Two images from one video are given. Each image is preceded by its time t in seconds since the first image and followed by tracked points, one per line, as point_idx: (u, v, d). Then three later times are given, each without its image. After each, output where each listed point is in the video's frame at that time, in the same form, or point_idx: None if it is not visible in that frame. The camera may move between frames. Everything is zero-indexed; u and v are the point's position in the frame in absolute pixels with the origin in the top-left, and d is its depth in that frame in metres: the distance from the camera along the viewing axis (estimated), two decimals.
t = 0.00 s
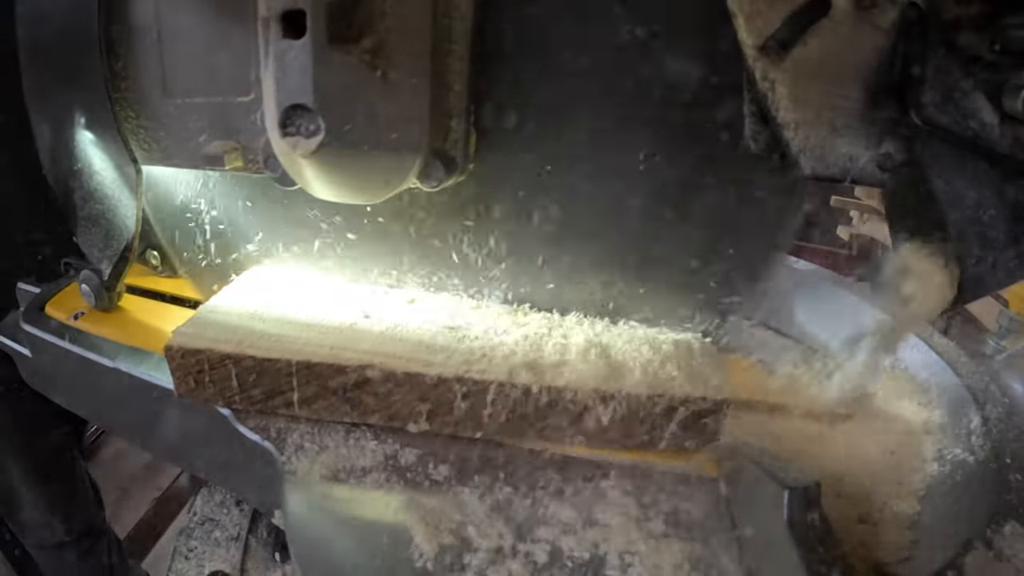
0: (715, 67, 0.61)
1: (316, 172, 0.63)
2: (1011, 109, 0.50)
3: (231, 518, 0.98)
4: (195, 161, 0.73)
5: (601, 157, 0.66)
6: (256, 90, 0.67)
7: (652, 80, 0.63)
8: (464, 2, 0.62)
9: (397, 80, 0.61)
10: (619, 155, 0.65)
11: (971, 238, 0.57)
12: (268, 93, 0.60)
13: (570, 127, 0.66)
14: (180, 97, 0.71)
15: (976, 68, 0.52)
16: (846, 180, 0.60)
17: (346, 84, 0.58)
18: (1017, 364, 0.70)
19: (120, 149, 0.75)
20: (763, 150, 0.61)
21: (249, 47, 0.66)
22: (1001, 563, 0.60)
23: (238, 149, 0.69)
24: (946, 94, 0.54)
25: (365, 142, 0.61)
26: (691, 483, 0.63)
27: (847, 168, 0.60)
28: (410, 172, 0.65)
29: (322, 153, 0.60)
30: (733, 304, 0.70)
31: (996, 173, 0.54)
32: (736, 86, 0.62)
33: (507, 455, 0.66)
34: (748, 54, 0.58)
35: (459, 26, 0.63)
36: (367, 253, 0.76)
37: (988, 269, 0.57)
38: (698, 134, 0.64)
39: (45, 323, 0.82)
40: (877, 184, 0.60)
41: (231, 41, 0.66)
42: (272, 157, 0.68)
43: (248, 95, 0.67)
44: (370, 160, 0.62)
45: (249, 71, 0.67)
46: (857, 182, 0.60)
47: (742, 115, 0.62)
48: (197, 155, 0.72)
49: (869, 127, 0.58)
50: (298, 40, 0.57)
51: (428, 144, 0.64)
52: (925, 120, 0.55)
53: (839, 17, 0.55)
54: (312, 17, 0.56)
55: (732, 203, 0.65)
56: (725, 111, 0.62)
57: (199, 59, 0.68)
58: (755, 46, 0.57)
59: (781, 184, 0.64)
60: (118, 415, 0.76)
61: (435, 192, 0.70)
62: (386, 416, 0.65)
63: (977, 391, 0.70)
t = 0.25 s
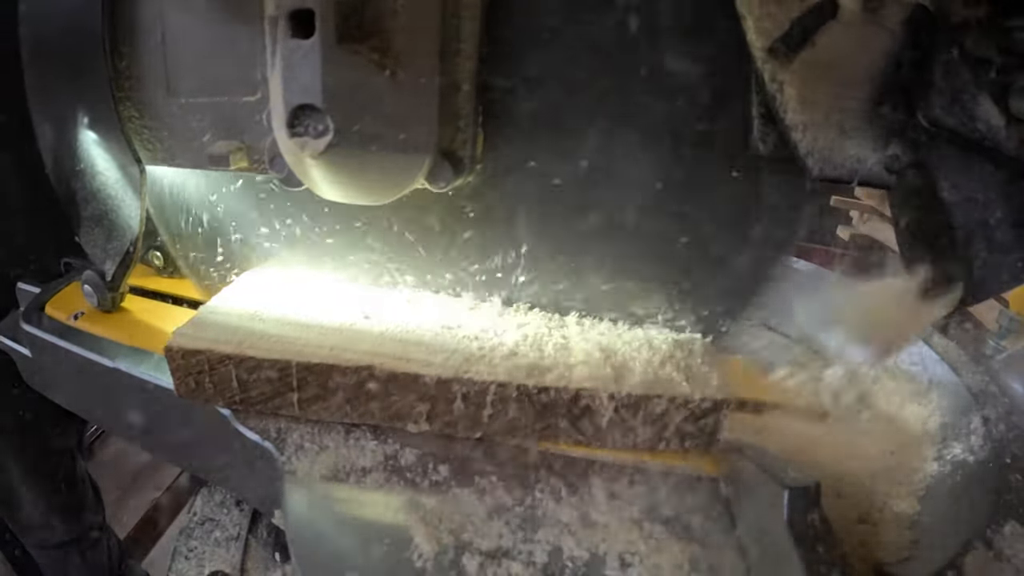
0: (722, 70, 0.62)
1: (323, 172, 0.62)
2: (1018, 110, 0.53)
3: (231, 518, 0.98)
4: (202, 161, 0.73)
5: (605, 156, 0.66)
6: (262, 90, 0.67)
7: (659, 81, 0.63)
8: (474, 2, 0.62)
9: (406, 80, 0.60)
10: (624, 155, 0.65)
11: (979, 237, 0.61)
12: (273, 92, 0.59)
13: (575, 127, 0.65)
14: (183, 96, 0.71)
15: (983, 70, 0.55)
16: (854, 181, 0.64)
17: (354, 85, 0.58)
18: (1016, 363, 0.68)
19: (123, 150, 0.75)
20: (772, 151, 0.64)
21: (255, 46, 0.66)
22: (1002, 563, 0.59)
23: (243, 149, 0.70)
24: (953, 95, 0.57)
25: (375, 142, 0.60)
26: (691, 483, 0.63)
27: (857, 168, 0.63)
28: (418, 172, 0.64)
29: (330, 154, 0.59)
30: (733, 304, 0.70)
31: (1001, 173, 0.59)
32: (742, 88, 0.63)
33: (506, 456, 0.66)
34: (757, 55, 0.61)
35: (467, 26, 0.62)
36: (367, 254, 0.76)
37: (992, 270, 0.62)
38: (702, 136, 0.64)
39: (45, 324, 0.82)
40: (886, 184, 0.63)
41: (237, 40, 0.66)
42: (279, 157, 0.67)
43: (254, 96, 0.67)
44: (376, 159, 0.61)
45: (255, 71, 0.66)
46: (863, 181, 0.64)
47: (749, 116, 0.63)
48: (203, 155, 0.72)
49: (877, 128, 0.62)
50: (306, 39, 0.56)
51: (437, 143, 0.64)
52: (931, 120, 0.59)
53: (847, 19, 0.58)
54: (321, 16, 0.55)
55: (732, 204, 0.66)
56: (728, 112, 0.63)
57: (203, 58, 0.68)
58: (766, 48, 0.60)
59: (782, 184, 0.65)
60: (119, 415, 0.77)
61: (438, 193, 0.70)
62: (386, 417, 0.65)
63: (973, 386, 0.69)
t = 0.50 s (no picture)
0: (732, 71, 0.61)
1: (330, 171, 0.62)
2: None
3: (231, 518, 0.98)
4: (206, 161, 0.72)
5: (609, 157, 0.65)
6: (267, 90, 0.67)
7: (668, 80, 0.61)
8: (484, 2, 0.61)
9: (416, 80, 0.60)
10: (630, 156, 0.64)
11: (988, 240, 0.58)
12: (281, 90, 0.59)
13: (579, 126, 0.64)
14: (188, 96, 0.71)
15: (989, 72, 0.52)
16: (862, 183, 0.61)
17: (365, 85, 0.58)
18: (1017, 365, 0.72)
19: (128, 150, 0.75)
20: (782, 154, 0.62)
21: (261, 46, 0.66)
22: (1002, 563, 0.58)
23: (249, 149, 0.69)
24: (961, 98, 0.54)
25: (385, 143, 0.60)
26: (691, 483, 0.63)
27: (864, 170, 0.61)
28: (427, 172, 0.64)
29: (338, 154, 0.59)
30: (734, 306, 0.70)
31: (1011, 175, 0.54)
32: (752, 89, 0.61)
33: (507, 456, 0.66)
34: (767, 56, 0.58)
35: (478, 27, 0.61)
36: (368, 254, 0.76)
37: (1002, 270, 0.58)
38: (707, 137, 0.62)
39: (45, 324, 0.82)
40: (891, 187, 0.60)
41: (244, 39, 0.66)
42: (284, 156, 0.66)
43: (259, 95, 0.67)
44: (387, 160, 0.61)
45: (260, 71, 0.66)
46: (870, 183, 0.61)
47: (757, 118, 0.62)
48: (208, 155, 0.71)
49: (886, 130, 0.59)
50: (316, 39, 0.56)
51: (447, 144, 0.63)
52: (940, 124, 0.56)
53: (858, 19, 0.55)
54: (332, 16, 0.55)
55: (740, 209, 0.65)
56: (736, 114, 0.62)
57: (209, 57, 0.68)
58: (775, 49, 0.57)
59: (796, 183, 0.63)
60: (120, 415, 0.77)
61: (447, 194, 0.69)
62: (386, 417, 0.65)
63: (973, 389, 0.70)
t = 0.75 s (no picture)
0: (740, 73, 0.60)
1: (341, 172, 0.61)
2: None
3: (231, 517, 0.98)
4: (212, 162, 0.72)
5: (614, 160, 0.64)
6: (274, 90, 0.67)
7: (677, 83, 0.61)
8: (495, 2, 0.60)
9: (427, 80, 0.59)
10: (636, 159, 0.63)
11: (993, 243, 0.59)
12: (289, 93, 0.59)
13: (585, 129, 0.63)
14: (194, 95, 0.70)
15: (996, 75, 0.51)
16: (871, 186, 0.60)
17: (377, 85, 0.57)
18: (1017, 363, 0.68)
19: (133, 150, 0.74)
20: (789, 155, 0.60)
21: (270, 45, 0.66)
22: (1002, 564, 0.58)
23: (255, 150, 0.70)
24: (969, 101, 0.53)
25: (394, 143, 0.60)
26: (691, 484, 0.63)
27: (873, 173, 0.59)
28: (438, 173, 0.63)
29: (349, 155, 0.59)
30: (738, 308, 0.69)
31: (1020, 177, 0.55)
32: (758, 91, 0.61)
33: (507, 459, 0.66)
34: (777, 58, 0.56)
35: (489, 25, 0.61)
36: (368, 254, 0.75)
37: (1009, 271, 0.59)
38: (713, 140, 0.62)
39: (45, 324, 0.82)
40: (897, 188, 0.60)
41: (252, 38, 0.66)
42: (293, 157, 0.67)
43: (267, 95, 0.67)
44: (396, 162, 0.61)
45: (269, 70, 0.67)
46: (879, 185, 0.60)
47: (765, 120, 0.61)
48: (214, 157, 0.72)
49: (893, 133, 0.58)
50: (326, 40, 0.55)
51: (456, 145, 0.62)
52: (948, 126, 0.55)
53: (868, 21, 0.54)
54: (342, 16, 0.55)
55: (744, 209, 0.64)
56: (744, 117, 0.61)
57: (216, 56, 0.68)
58: (785, 52, 0.56)
59: (797, 187, 0.63)
60: (121, 416, 0.77)
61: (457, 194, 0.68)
62: (386, 419, 0.65)
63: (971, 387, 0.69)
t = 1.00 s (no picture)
0: (753, 76, 0.59)
1: (351, 172, 0.62)
2: None
3: (231, 518, 0.98)
4: (218, 163, 0.72)
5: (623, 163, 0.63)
6: (282, 89, 0.66)
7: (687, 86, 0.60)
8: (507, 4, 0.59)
9: (438, 81, 0.59)
10: (644, 163, 0.63)
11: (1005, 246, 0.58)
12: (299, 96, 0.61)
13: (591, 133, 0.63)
14: (199, 95, 0.70)
15: (1006, 78, 0.52)
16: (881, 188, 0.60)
17: (389, 86, 0.58)
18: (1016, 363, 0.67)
19: (137, 150, 0.74)
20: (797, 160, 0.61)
21: (277, 44, 0.65)
22: (1002, 563, 0.60)
23: (263, 150, 0.69)
24: (978, 104, 0.54)
25: (405, 144, 0.60)
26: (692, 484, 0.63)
27: (883, 174, 0.59)
28: (447, 175, 0.63)
29: (360, 155, 0.60)
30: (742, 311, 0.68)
31: None
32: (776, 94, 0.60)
33: (506, 462, 0.66)
34: (788, 60, 0.57)
35: (500, 26, 0.60)
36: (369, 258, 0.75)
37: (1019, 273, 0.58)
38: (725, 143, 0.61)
39: (45, 323, 0.82)
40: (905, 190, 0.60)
41: (258, 37, 0.65)
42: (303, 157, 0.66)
43: (274, 95, 0.67)
44: (404, 162, 0.61)
45: (275, 70, 0.66)
46: (888, 187, 0.60)
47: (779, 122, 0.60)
48: (220, 157, 0.71)
49: (905, 135, 0.57)
50: (339, 39, 0.56)
51: (468, 147, 0.62)
52: (958, 129, 0.56)
53: (879, 25, 0.54)
54: (356, 15, 0.55)
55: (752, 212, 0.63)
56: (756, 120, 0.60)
57: (222, 56, 0.67)
58: (797, 54, 0.56)
59: (808, 188, 0.62)
60: (122, 416, 0.76)
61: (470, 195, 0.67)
62: (386, 421, 0.65)
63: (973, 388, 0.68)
